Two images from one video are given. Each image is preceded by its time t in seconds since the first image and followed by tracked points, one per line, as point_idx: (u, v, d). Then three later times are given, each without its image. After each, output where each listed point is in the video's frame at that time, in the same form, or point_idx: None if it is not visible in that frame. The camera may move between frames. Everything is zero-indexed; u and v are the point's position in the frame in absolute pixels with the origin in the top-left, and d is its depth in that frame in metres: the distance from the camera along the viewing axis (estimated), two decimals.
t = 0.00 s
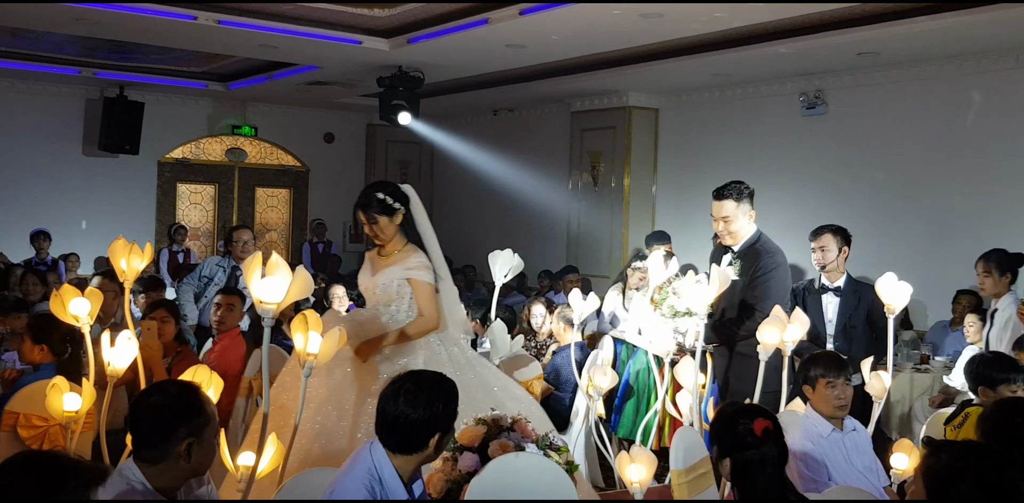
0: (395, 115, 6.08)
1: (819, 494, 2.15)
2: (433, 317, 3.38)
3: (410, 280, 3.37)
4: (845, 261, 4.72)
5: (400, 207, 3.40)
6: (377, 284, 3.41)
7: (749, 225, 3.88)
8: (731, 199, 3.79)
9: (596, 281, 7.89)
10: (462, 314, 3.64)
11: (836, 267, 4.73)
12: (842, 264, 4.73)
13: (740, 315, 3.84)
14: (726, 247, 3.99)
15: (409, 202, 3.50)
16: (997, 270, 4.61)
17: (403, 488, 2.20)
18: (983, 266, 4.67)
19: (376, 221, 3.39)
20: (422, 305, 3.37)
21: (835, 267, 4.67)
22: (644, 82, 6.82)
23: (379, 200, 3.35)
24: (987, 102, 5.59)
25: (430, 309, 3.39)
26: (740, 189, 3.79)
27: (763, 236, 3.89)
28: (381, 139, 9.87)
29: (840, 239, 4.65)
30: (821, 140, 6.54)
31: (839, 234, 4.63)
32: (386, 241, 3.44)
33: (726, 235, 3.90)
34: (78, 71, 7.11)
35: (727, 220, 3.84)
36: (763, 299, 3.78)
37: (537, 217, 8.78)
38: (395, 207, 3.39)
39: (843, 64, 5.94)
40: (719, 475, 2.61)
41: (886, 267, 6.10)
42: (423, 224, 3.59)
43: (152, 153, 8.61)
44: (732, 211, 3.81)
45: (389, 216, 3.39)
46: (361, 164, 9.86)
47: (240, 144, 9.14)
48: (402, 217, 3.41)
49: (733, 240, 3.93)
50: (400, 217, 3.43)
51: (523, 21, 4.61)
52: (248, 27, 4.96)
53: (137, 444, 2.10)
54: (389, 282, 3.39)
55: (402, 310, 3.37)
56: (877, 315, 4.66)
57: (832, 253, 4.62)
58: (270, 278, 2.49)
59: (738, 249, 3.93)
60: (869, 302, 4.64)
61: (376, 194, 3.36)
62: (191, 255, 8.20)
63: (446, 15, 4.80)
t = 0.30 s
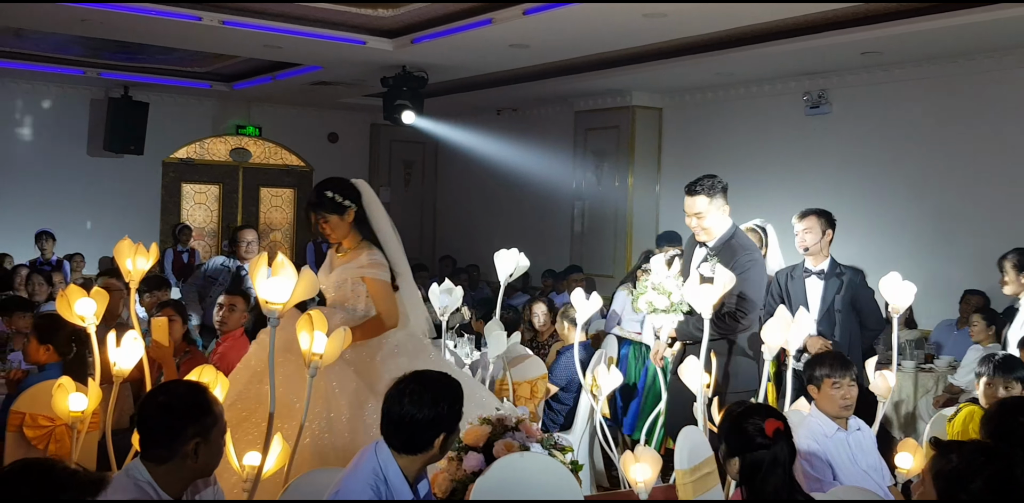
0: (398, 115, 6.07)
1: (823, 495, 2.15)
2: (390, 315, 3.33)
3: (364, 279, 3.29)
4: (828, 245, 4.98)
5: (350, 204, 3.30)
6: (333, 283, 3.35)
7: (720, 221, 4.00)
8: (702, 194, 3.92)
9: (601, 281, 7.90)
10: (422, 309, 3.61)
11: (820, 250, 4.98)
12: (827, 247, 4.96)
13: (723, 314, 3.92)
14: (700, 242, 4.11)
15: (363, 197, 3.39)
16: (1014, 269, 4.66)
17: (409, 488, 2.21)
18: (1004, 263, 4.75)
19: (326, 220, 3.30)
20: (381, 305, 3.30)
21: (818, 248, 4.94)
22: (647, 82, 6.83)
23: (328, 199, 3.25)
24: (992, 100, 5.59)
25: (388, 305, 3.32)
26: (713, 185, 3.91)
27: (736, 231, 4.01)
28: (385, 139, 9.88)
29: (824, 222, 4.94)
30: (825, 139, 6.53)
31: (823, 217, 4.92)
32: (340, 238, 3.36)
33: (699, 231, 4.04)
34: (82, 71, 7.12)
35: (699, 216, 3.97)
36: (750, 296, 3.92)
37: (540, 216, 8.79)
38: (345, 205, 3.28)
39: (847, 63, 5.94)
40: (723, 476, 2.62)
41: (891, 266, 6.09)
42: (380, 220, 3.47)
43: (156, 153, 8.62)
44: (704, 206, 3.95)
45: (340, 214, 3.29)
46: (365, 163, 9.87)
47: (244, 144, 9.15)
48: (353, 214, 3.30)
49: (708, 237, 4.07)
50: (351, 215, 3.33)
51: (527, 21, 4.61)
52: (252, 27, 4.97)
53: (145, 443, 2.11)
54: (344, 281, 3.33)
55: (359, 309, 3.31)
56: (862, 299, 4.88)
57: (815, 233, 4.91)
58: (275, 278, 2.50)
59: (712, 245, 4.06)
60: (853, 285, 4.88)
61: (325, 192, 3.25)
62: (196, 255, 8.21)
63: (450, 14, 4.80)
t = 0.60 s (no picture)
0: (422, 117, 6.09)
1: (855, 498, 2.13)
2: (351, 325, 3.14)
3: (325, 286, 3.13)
4: (839, 234, 5.13)
5: (313, 208, 3.17)
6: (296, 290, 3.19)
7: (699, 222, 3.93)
8: (676, 195, 3.85)
9: (624, 282, 7.89)
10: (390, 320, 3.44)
11: (830, 239, 5.12)
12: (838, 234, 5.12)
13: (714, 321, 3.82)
14: (682, 247, 4.04)
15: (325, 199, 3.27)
16: None
17: (434, 489, 2.21)
18: None
19: (289, 223, 3.16)
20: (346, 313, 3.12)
21: (827, 237, 5.08)
22: (671, 82, 6.80)
23: (291, 201, 3.12)
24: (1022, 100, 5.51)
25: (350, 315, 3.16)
26: (687, 185, 3.84)
27: (716, 232, 3.94)
28: (408, 140, 9.92)
29: (836, 211, 5.08)
30: (851, 139, 6.47)
31: (834, 206, 5.07)
32: (302, 243, 3.21)
33: (676, 233, 3.96)
34: (111, 75, 7.21)
35: (675, 218, 3.90)
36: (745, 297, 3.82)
37: (563, 218, 8.78)
38: (308, 208, 3.15)
39: (874, 62, 5.88)
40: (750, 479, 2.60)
41: (918, 268, 6.03)
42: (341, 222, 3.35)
43: (183, 156, 8.70)
44: (678, 207, 3.87)
45: (302, 217, 3.15)
46: (389, 165, 9.92)
47: (270, 146, 9.23)
48: (316, 218, 3.17)
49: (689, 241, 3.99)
50: (314, 217, 3.19)
51: (550, 22, 4.61)
52: (278, 31, 5.00)
53: (176, 442, 2.13)
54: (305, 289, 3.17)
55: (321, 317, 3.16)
56: (873, 288, 5.04)
57: (826, 223, 5.06)
58: (301, 279, 2.51)
59: (693, 248, 3.98)
60: (863, 275, 5.03)
61: (286, 193, 3.12)
62: (222, 257, 8.30)
63: (474, 16, 4.81)
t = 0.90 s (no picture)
0: (467, 120, 6.12)
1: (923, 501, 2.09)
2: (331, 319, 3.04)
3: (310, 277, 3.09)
4: (873, 233, 4.59)
5: (296, 201, 3.15)
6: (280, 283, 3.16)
7: (693, 216, 3.77)
8: (671, 188, 3.71)
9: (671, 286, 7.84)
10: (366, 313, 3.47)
11: (862, 238, 4.59)
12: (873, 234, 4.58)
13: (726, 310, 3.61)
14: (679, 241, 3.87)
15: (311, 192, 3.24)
16: None
17: (481, 491, 2.20)
18: None
19: (271, 216, 3.14)
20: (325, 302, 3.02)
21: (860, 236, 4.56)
22: (716, 84, 6.75)
23: (273, 195, 3.11)
24: None
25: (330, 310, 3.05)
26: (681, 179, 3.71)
27: (713, 226, 3.77)
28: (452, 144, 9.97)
29: (872, 209, 4.50)
30: (900, 141, 6.36)
31: (871, 204, 4.49)
32: (287, 237, 3.20)
33: (672, 229, 3.79)
34: (161, 81, 7.35)
35: (670, 212, 3.74)
36: (750, 285, 3.59)
37: (608, 221, 8.75)
38: (291, 200, 3.13)
39: (925, 63, 5.78)
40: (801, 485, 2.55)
41: (973, 272, 5.90)
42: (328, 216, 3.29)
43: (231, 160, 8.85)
44: (672, 200, 3.72)
45: (287, 211, 3.13)
46: (433, 169, 9.98)
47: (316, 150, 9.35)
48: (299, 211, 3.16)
49: (686, 233, 3.81)
50: (298, 210, 3.16)
51: (597, 24, 4.61)
52: (326, 35, 5.06)
53: (228, 439, 2.17)
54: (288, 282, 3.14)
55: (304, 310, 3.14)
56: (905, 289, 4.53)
57: (861, 221, 4.50)
58: (350, 281, 2.51)
59: (691, 241, 3.81)
60: (892, 278, 4.53)
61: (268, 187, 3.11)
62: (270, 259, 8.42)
63: (520, 19, 4.82)
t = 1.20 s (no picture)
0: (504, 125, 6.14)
1: None
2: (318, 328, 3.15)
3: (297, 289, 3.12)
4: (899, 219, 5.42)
5: (279, 210, 3.18)
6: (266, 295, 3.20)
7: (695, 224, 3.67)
8: (675, 190, 3.63)
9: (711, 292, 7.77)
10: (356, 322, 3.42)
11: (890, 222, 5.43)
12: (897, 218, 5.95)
13: (723, 325, 3.48)
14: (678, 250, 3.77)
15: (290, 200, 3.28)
16: None
17: (519, 494, 2.22)
18: None
19: (254, 225, 3.16)
20: (308, 315, 3.12)
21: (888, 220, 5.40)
22: (755, 89, 6.70)
23: (255, 202, 3.13)
24: None
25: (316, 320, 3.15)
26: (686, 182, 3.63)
27: (713, 235, 3.68)
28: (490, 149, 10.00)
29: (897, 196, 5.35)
30: (943, 146, 6.26)
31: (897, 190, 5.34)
32: (271, 246, 3.22)
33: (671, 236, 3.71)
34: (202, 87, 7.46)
35: (669, 215, 3.65)
36: (749, 301, 3.46)
37: (648, 227, 8.71)
38: (273, 209, 3.16)
39: (968, 67, 5.69)
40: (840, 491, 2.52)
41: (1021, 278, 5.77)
42: (307, 225, 3.35)
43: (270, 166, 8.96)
44: (674, 203, 3.63)
45: (269, 221, 3.16)
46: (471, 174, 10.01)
47: (355, 155, 9.44)
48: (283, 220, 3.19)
49: (687, 241, 3.71)
50: (280, 218, 3.20)
51: (638, 28, 4.60)
52: (364, 41, 5.11)
53: (270, 439, 2.19)
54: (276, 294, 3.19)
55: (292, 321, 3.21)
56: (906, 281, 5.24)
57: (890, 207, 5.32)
58: (391, 286, 2.56)
59: (691, 250, 3.71)
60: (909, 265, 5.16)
61: (249, 195, 3.13)
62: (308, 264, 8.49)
63: (559, 24, 4.83)
